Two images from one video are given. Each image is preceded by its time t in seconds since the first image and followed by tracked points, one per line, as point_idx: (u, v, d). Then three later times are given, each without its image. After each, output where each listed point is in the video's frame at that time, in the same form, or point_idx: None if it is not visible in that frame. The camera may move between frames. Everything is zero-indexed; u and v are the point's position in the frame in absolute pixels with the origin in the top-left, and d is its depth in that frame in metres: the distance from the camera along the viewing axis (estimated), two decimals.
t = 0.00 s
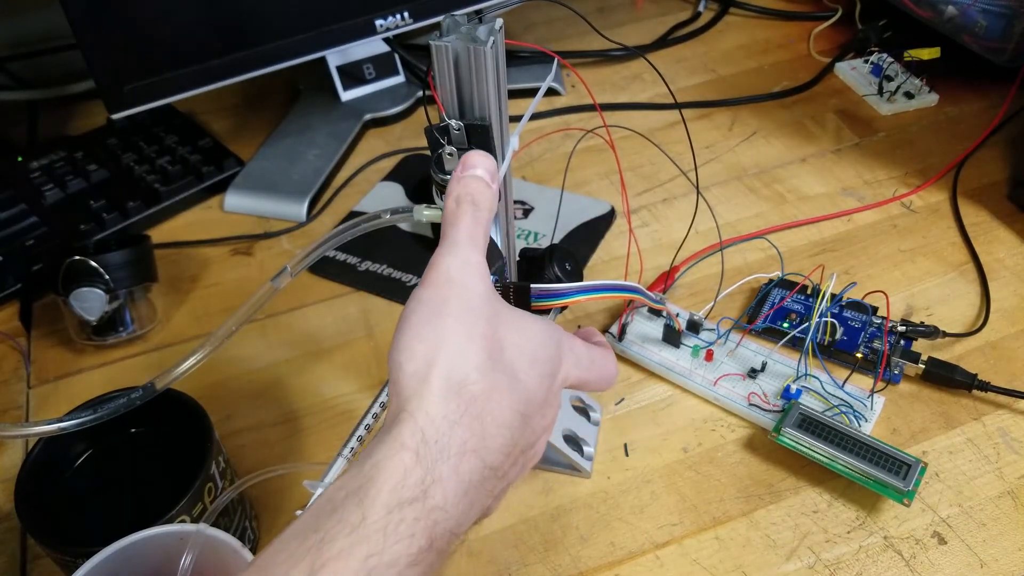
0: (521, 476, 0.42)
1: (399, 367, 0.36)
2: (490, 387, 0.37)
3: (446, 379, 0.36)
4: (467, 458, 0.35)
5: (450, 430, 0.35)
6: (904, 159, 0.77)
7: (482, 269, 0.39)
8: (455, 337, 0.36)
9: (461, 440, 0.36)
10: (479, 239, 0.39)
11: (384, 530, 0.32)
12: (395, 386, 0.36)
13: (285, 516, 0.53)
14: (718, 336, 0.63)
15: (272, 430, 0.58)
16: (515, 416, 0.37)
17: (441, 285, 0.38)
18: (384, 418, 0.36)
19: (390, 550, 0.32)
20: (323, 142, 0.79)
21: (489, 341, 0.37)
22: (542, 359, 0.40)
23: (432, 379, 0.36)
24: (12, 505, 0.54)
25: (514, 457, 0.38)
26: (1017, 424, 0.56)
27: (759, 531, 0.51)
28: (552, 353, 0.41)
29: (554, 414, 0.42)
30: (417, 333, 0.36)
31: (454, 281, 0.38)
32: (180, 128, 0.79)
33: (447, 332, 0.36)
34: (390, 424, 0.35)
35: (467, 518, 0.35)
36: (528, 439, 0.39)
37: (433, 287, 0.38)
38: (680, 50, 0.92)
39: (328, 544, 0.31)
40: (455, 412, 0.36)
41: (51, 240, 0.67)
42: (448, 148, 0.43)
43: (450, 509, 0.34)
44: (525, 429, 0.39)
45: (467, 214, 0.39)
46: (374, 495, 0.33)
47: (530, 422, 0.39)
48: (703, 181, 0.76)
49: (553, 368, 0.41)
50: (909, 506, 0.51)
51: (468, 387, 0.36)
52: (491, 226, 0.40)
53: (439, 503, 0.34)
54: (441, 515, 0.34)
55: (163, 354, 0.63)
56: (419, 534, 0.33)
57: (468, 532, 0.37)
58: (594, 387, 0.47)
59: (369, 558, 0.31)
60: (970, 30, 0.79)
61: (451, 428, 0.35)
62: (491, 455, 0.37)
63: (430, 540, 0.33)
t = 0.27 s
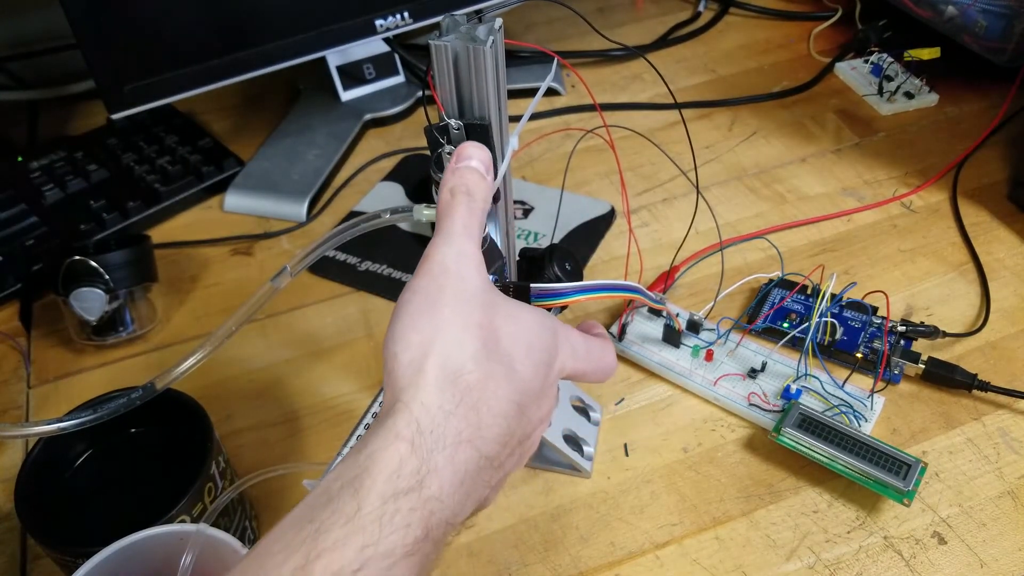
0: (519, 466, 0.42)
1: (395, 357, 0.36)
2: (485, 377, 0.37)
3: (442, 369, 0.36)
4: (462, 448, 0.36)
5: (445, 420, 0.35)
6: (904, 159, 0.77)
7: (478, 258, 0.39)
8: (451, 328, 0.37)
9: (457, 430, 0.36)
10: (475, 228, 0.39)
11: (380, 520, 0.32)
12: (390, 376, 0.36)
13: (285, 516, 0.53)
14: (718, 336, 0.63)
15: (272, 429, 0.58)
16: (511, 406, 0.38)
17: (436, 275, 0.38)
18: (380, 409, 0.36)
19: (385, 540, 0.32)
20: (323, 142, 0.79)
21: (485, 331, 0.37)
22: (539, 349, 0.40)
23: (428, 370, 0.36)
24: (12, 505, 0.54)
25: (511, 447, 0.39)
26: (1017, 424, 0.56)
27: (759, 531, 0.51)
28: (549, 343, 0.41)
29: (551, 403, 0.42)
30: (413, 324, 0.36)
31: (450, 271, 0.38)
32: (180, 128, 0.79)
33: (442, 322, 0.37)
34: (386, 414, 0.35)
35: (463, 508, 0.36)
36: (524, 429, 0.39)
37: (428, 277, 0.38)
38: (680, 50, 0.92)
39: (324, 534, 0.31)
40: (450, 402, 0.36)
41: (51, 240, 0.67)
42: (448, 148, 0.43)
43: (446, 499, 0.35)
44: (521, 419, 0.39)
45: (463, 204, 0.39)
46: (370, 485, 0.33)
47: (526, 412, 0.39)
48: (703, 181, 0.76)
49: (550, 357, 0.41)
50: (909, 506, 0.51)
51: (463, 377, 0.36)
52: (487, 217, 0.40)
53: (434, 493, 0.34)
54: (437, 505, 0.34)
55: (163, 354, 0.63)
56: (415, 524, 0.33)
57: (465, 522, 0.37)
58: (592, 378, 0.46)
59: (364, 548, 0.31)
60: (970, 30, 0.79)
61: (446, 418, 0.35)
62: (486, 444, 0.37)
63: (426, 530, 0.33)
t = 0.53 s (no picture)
0: (518, 461, 0.42)
1: (396, 352, 0.36)
2: (487, 373, 0.37)
3: (444, 364, 0.36)
4: (463, 442, 0.36)
5: (446, 414, 0.35)
6: (904, 159, 0.77)
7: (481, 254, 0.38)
8: (453, 323, 0.36)
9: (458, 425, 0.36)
10: (480, 223, 0.39)
11: (381, 513, 0.32)
12: (392, 370, 0.36)
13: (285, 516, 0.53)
14: (718, 336, 0.63)
15: (272, 429, 0.58)
16: (511, 401, 0.38)
17: (439, 270, 0.37)
18: (381, 402, 0.36)
19: (387, 533, 0.32)
20: (323, 142, 0.79)
21: (488, 326, 0.38)
22: (540, 344, 0.40)
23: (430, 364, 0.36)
24: (12, 505, 0.54)
25: (510, 442, 0.39)
26: (1017, 424, 0.56)
27: (759, 531, 0.51)
28: (550, 338, 0.41)
29: (550, 398, 0.42)
30: (415, 318, 0.36)
31: (453, 266, 0.38)
32: (180, 128, 0.79)
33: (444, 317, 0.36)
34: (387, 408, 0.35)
35: (464, 502, 0.36)
36: (524, 424, 0.40)
37: (430, 272, 0.37)
38: (680, 50, 0.92)
39: (326, 528, 0.31)
40: (452, 396, 0.36)
41: (51, 240, 0.67)
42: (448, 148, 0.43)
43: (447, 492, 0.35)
44: (522, 414, 0.39)
45: (467, 200, 0.39)
46: (372, 479, 0.33)
47: (527, 407, 0.39)
48: (703, 181, 0.76)
49: (550, 352, 0.41)
50: (909, 506, 0.51)
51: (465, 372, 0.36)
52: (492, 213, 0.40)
53: (436, 486, 0.34)
54: (439, 498, 0.34)
55: (163, 354, 0.63)
56: (417, 517, 0.33)
57: (466, 516, 0.37)
58: (594, 373, 0.47)
59: (366, 542, 0.31)
60: (970, 30, 0.79)
61: (447, 412, 0.36)
62: (487, 438, 0.37)
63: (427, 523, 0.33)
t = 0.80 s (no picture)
0: (521, 449, 0.42)
1: (400, 339, 0.37)
2: (491, 361, 0.37)
3: (448, 352, 0.36)
4: (468, 428, 0.36)
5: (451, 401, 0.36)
6: (904, 159, 0.77)
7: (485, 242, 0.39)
8: (457, 312, 0.37)
9: (462, 412, 0.36)
10: (484, 213, 0.39)
11: (386, 497, 0.33)
12: (397, 357, 0.37)
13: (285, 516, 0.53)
14: (718, 336, 0.63)
15: (272, 429, 0.58)
16: (514, 389, 0.38)
17: (442, 259, 0.38)
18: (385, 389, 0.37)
19: (392, 516, 0.33)
20: (323, 142, 0.79)
21: (491, 316, 0.38)
22: (543, 334, 0.40)
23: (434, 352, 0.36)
24: (12, 505, 0.54)
25: (514, 430, 0.39)
26: (1017, 424, 0.56)
27: (759, 531, 0.51)
28: (553, 327, 0.41)
29: (554, 387, 0.42)
30: (419, 307, 0.37)
31: (456, 256, 0.38)
32: (180, 128, 0.79)
33: (448, 306, 0.37)
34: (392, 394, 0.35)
35: (468, 488, 0.36)
36: (528, 413, 0.40)
37: (434, 262, 0.37)
38: (680, 50, 0.92)
39: (331, 511, 0.32)
40: (455, 384, 0.36)
41: (51, 240, 0.67)
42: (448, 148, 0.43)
43: (451, 478, 0.35)
44: (525, 402, 0.39)
45: (472, 190, 0.39)
46: (376, 464, 0.33)
47: (530, 394, 0.40)
48: (703, 181, 0.76)
49: (553, 341, 0.41)
50: (909, 506, 0.51)
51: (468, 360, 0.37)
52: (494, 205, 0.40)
53: (440, 471, 0.35)
54: (443, 483, 0.35)
55: (163, 354, 0.63)
56: (421, 501, 0.34)
57: (469, 502, 0.37)
58: (595, 365, 0.47)
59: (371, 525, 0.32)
60: (970, 30, 0.79)
61: (451, 399, 0.36)
62: (491, 425, 0.37)
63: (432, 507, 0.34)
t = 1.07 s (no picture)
0: (521, 448, 0.42)
1: (400, 337, 0.37)
2: (491, 359, 0.37)
3: (448, 350, 0.36)
4: (468, 425, 0.36)
5: (452, 398, 0.36)
6: (904, 159, 0.77)
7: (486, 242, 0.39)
8: (457, 309, 0.37)
9: (462, 409, 0.37)
10: (485, 212, 0.39)
11: (387, 495, 0.33)
12: (397, 356, 0.37)
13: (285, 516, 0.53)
14: (719, 336, 0.63)
15: (272, 429, 0.58)
16: (515, 387, 0.38)
17: (443, 257, 0.38)
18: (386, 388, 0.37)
19: (392, 513, 0.32)
20: (323, 142, 0.79)
21: (491, 314, 0.38)
22: (544, 332, 0.40)
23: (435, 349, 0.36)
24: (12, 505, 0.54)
25: (515, 429, 0.39)
26: (1017, 424, 0.56)
27: (759, 531, 0.51)
28: (553, 326, 0.41)
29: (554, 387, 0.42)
30: (420, 305, 0.37)
31: (456, 254, 0.38)
32: (180, 128, 0.79)
33: (449, 303, 0.37)
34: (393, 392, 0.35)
35: (468, 486, 0.36)
36: (529, 412, 0.40)
37: (436, 260, 0.38)
38: (680, 50, 0.92)
39: (332, 509, 0.32)
40: (455, 382, 0.36)
41: (51, 240, 0.67)
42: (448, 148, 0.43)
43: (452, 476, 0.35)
44: (526, 401, 0.39)
45: (473, 189, 0.39)
46: (377, 461, 0.33)
47: (531, 393, 0.40)
48: (703, 181, 0.76)
49: (553, 339, 0.41)
50: (909, 506, 0.51)
51: (469, 357, 0.37)
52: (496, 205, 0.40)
53: (440, 468, 0.35)
54: (443, 481, 0.35)
55: (163, 354, 0.63)
56: (422, 498, 0.33)
57: (469, 501, 0.37)
58: (596, 364, 0.47)
59: (371, 522, 0.32)
60: (970, 30, 0.79)
61: (453, 396, 0.36)
62: (491, 423, 0.37)
63: (433, 505, 0.34)
